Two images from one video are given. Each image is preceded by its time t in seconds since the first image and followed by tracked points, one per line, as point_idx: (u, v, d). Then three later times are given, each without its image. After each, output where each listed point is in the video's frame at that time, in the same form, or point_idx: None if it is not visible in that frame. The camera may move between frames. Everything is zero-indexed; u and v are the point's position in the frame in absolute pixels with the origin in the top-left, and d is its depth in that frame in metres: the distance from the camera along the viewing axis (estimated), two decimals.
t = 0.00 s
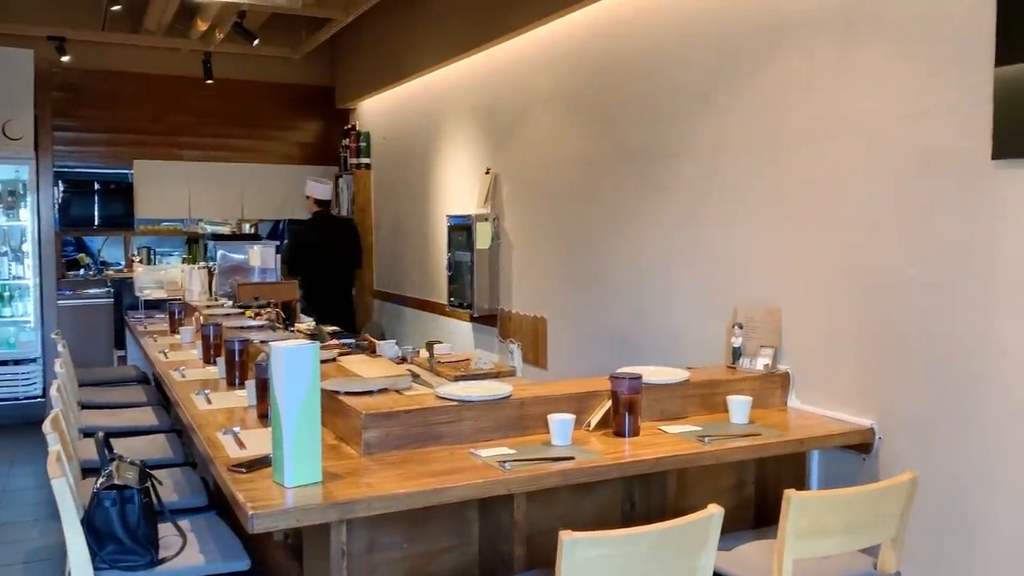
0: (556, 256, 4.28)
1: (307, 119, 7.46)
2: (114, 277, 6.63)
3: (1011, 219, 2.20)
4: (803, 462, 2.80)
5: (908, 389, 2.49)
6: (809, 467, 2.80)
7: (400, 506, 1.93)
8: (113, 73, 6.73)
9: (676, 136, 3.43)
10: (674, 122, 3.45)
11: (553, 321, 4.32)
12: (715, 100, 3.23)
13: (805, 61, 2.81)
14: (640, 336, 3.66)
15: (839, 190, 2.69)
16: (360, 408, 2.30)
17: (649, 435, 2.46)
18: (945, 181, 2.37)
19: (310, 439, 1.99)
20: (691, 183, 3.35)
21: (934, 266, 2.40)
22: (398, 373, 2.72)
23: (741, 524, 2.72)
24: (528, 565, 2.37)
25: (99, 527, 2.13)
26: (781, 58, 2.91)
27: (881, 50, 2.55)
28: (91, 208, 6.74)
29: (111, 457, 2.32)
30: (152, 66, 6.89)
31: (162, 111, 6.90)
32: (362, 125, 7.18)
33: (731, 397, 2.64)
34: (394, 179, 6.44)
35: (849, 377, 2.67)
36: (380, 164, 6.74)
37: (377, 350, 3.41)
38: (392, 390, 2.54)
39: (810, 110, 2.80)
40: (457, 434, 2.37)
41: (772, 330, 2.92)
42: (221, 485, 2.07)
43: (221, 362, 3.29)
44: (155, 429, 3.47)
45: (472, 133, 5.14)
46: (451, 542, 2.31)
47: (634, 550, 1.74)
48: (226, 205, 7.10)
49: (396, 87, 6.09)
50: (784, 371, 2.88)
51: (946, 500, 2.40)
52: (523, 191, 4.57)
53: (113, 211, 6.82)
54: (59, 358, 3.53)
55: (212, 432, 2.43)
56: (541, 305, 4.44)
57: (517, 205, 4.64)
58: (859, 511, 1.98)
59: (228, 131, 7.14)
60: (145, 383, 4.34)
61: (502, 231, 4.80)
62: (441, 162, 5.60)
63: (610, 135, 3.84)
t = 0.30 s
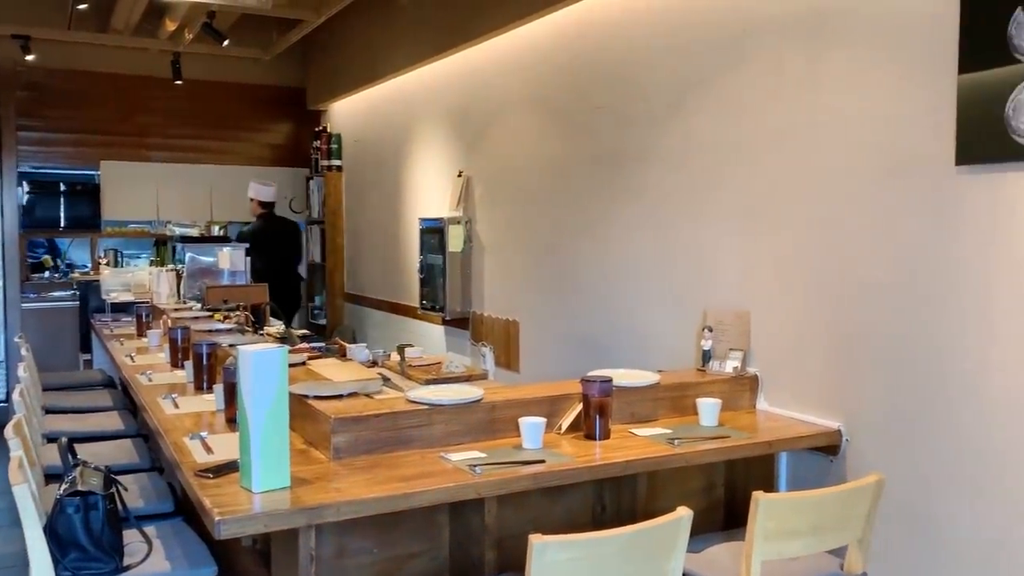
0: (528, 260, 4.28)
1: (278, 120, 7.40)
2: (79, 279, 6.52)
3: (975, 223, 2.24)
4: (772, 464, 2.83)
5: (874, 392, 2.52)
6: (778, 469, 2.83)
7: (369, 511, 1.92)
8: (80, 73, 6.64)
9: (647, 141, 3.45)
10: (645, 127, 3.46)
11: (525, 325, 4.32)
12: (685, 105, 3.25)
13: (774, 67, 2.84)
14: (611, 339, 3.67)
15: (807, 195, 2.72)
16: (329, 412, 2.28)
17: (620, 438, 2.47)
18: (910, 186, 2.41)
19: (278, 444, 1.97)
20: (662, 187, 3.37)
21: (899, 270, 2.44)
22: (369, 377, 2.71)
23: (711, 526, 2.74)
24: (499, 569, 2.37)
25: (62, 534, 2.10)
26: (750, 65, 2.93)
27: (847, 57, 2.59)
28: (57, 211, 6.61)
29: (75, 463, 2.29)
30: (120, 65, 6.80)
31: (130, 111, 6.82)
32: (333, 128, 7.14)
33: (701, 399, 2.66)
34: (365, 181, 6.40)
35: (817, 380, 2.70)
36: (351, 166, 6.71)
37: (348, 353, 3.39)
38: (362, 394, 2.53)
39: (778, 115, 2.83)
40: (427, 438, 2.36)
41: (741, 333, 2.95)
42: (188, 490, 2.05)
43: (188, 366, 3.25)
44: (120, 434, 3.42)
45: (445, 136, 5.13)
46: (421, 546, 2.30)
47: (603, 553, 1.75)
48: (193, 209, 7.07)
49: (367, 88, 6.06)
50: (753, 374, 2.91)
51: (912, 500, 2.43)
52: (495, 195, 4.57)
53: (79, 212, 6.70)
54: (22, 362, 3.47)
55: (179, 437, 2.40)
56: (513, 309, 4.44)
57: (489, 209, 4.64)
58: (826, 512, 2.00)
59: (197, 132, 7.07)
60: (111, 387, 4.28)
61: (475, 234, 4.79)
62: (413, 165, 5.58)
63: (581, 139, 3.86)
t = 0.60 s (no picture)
0: (497, 264, 4.28)
1: (246, 122, 7.34)
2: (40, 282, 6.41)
3: (934, 229, 2.28)
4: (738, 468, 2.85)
5: (837, 395, 2.55)
6: (742, 472, 2.85)
7: (334, 517, 1.90)
8: (42, 72, 6.54)
9: (615, 146, 3.47)
10: (613, 132, 3.48)
11: (493, 328, 4.32)
12: (652, 110, 3.27)
13: (739, 73, 2.87)
14: (579, 342, 3.68)
15: (772, 200, 2.75)
16: (294, 417, 2.26)
17: (587, 442, 2.48)
18: (872, 192, 2.44)
19: (242, 450, 1.95)
20: (629, 191, 3.39)
21: (861, 275, 2.48)
22: (335, 382, 2.69)
23: (678, 529, 2.75)
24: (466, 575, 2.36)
25: (19, 543, 2.06)
26: (716, 71, 2.96)
27: (811, 64, 2.62)
28: (18, 213, 6.68)
29: (34, 471, 2.25)
30: (83, 64, 6.70)
31: (94, 111, 6.72)
32: (301, 130, 7.09)
33: (667, 403, 2.67)
34: (334, 184, 6.37)
35: (782, 384, 2.73)
36: (319, 169, 6.66)
37: (315, 358, 3.36)
38: (328, 399, 2.51)
39: (743, 121, 2.85)
40: (394, 443, 2.34)
41: (708, 337, 2.97)
42: (150, 497, 2.01)
43: (151, 371, 3.20)
44: (82, 440, 3.36)
45: (414, 139, 5.11)
46: (387, 552, 2.29)
47: (569, 557, 1.75)
48: (159, 212, 7.01)
49: (336, 90, 6.03)
50: (719, 377, 2.93)
51: (874, 502, 2.46)
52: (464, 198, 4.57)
53: (41, 213, 6.77)
54: None
55: (141, 443, 2.37)
56: (482, 312, 4.44)
57: (459, 212, 4.63)
58: (788, 515, 2.02)
59: (163, 134, 6.99)
60: (73, 392, 4.21)
61: (444, 238, 4.78)
62: (382, 167, 5.56)
63: (549, 143, 3.87)
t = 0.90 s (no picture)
0: (465, 267, 4.27)
1: (211, 122, 7.26)
2: None
3: (894, 234, 2.32)
4: (703, 470, 2.86)
5: (800, 398, 2.58)
6: (707, 475, 2.87)
7: (297, 523, 1.88)
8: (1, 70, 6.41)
9: (582, 150, 3.48)
10: (580, 136, 3.49)
11: (461, 332, 4.31)
12: (619, 115, 3.28)
13: (705, 79, 2.89)
14: (547, 345, 3.69)
15: (737, 205, 2.78)
16: (257, 422, 2.24)
17: (553, 445, 2.48)
18: (833, 197, 2.48)
19: (203, 455, 1.92)
20: (596, 195, 3.40)
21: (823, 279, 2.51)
22: (300, 386, 2.66)
23: (644, 532, 2.77)
24: None
25: None
26: (682, 76, 2.99)
27: (774, 70, 2.65)
28: None
29: None
30: (44, 63, 6.58)
31: (55, 110, 6.60)
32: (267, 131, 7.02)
33: (633, 406, 2.69)
34: (300, 186, 6.31)
35: (746, 387, 2.75)
36: (286, 170, 6.60)
37: (279, 361, 3.33)
38: (291, 403, 2.48)
39: (709, 127, 2.88)
40: (359, 448, 2.33)
41: (673, 340, 2.99)
42: (108, 504, 1.98)
43: (112, 375, 3.15)
44: (40, 445, 3.30)
45: (382, 141, 5.09)
46: (352, 557, 2.27)
47: (533, 561, 1.75)
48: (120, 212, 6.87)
49: (303, 91, 5.98)
50: (684, 380, 2.95)
51: (836, 503, 2.49)
52: (432, 201, 4.55)
53: None
54: None
55: (100, 449, 2.33)
56: (449, 315, 4.43)
57: (427, 215, 4.61)
58: (751, 517, 2.03)
59: (127, 134, 6.89)
60: (32, 397, 4.12)
61: (412, 241, 4.76)
62: (349, 170, 5.52)
63: (517, 146, 3.87)
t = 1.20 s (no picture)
0: (433, 271, 4.26)
1: (176, 125, 7.17)
2: None
3: (855, 240, 2.36)
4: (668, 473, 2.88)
5: (762, 402, 2.61)
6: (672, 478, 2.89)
7: (259, 530, 1.86)
8: None
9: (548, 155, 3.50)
10: (547, 142, 3.51)
11: (429, 336, 4.30)
12: (586, 122, 3.30)
13: (671, 87, 2.92)
14: (514, 350, 3.69)
15: (701, 212, 2.81)
16: (219, 428, 2.21)
17: (519, 451, 2.48)
18: (796, 204, 2.51)
19: (163, 462, 1.89)
20: (563, 201, 3.41)
21: (786, 285, 2.54)
22: (264, 391, 2.64)
23: (610, 536, 2.77)
24: None
25: None
26: (649, 84, 3.01)
27: (738, 79, 2.69)
28: None
29: None
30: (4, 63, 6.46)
31: (14, 111, 6.48)
32: (233, 134, 6.95)
33: (599, 411, 2.70)
34: (267, 190, 6.25)
35: (711, 391, 2.78)
36: (252, 174, 6.54)
37: (244, 367, 3.30)
38: (255, 410, 2.46)
39: (674, 134, 2.91)
40: (323, 454, 2.31)
41: (639, 345, 3.01)
42: (65, 512, 1.94)
43: (72, 381, 3.09)
44: None
45: (349, 146, 5.06)
46: (316, 565, 2.25)
47: (498, 568, 1.74)
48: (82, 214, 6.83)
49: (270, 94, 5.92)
50: (650, 385, 2.97)
51: (798, 506, 2.52)
52: (400, 206, 4.53)
53: None
54: None
55: (57, 456, 2.28)
56: (417, 320, 4.41)
57: (393, 219, 4.61)
58: (715, 521, 2.05)
59: (91, 136, 6.79)
60: None
61: (379, 246, 4.74)
62: (317, 173, 5.48)
63: (485, 152, 3.88)
